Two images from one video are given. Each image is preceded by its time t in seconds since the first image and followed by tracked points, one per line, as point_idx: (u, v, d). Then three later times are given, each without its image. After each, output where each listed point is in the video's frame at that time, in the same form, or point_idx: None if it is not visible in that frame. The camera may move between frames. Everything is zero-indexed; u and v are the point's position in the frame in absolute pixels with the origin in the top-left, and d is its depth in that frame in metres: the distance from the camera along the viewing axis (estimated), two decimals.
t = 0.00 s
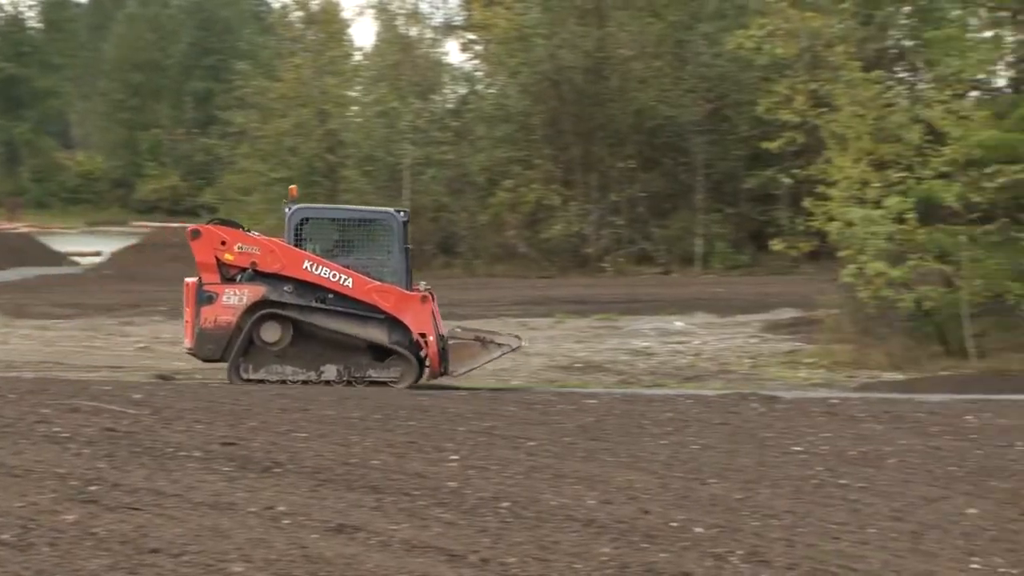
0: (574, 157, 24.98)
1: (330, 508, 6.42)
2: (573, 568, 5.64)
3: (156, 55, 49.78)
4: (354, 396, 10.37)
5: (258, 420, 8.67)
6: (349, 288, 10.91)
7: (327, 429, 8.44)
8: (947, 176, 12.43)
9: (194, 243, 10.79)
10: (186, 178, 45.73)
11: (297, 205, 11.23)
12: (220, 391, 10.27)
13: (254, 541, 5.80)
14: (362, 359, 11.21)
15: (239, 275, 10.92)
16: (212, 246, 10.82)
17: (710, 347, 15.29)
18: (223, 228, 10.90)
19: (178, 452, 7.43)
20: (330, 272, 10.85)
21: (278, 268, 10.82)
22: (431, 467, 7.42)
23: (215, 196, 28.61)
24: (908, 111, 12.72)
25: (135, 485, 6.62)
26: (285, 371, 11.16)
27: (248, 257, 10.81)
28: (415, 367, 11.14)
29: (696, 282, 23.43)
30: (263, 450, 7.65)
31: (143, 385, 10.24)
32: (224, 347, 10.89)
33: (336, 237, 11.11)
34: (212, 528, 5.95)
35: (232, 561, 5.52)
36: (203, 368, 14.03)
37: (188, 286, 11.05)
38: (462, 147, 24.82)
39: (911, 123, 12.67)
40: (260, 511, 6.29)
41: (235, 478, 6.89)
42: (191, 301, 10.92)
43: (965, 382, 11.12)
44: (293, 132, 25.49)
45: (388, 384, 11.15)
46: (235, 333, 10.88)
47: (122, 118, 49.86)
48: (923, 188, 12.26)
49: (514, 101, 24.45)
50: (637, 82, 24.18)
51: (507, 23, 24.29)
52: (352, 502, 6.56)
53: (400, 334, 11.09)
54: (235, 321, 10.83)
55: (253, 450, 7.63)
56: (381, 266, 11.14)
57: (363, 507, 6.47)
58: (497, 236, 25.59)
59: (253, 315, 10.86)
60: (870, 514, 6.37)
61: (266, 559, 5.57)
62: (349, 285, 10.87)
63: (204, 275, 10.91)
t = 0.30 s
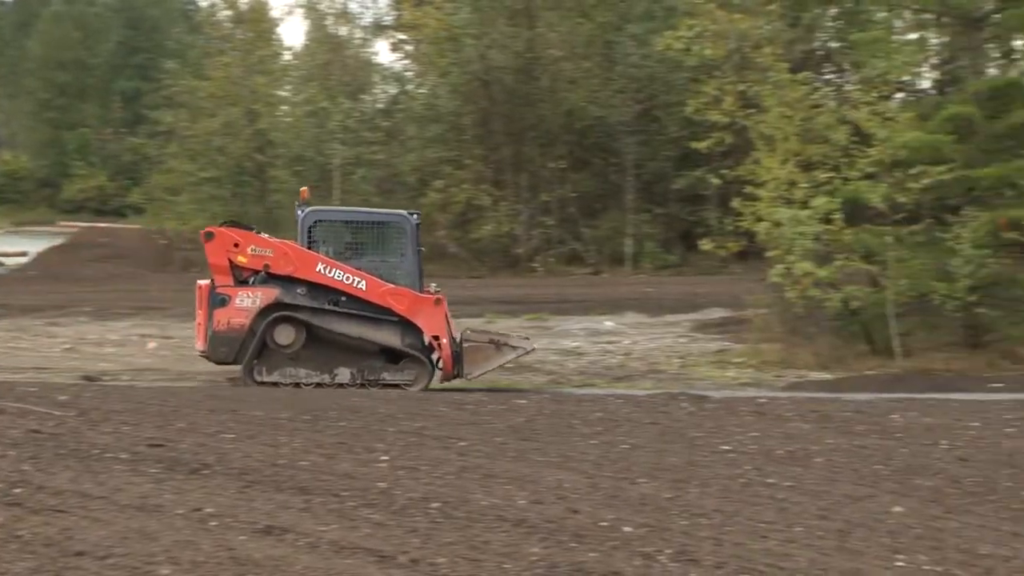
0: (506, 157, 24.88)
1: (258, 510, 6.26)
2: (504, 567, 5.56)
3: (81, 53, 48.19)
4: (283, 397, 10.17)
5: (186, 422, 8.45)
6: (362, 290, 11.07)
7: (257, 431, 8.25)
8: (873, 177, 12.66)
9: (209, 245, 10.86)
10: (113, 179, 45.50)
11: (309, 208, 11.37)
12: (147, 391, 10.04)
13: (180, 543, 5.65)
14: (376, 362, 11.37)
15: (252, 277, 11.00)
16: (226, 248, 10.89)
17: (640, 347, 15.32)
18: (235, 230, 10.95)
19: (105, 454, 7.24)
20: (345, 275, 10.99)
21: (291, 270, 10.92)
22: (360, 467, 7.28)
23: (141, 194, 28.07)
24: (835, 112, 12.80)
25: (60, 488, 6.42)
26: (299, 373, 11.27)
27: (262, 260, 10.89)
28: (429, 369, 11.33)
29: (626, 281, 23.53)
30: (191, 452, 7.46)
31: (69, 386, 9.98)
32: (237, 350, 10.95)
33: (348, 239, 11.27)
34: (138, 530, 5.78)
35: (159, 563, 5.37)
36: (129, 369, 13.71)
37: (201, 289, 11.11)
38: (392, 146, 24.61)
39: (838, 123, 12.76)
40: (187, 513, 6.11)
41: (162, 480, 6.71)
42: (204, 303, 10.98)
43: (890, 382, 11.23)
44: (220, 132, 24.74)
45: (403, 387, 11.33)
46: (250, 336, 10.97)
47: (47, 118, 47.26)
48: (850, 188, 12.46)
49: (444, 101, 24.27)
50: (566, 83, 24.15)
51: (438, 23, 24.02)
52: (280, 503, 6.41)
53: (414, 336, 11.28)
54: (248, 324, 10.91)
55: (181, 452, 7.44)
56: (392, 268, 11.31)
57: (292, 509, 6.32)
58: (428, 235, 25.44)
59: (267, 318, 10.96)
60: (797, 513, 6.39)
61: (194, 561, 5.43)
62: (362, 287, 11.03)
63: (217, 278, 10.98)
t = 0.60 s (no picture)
0: (424, 159, 24.85)
1: (174, 513, 6.11)
2: (423, 570, 5.45)
3: None
4: (199, 400, 9.91)
5: (100, 425, 8.23)
6: (364, 293, 10.83)
7: (174, 433, 8.05)
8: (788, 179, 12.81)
9: (208, 249, 10.60)
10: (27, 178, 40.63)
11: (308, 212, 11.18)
12: (60, 394, 9.74)
13: (94, 547, 5.51)
14: (378, 365, 11.13)
15: (253, 281, 10.74)
16: (227, 252, 10.63)
17: (559, 347, 15.39)
18: (236, 234, 10.70)
19: (15, 458, 7.06)
20: (346, 278, 10.76)
21: (293, 274, 10.66)
22: (278, 470, 7.11)
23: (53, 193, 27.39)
24: (752, 114, 12.81)
25: None
26: (300, 378, 10.99)
27: (263, 263, 10.65)
28: (432, 372, 11.12)
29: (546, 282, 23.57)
30: (105, 455, 7.29)
31: None
32: (240, 354, 10.67)
33: (348, 242, 11.08)
34: (50, 535, 5.63)
35: (71, 568, 5.23)
36: (41, 372, 13.29)
37: (202, 294, 10.84)
38: (310, 148, 24.11)
39: (754, 126, 12.77)
40: (101, 517, 5.98)
41: (75, 484, 6.54)
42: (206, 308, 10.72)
43: (806, 383, 11.38)
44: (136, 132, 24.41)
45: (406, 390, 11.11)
46: (252, 340, 10.69)
47: None
48: (766, 190, 12.65)
49: (363, 102, 24.09)
50: (485, 85, 24.07)
51: (356, 23, 23.73)
52: (196, 506, 6.25)
53: (415, 340, 11.08)
54: (250, 328, 10.63)
55: (95, 455, 7.26)
56: (393, 271, 11.13)
57: (209, 512, 6.16)
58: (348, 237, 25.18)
59: (269, 322, 10.69)
60: (713, 513, 6.39)
61: (107, 566, 5.28)
62: (364, 290, 10.79)
63: (217, 282, 10.72)
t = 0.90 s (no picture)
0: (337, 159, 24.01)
1: (80, 517, 5.94)
2: (333, 573, 5.30)
3: None
4: (106, 402, 9.61)
5: (4, 429, 7.99)
6: (358, 295, 10.62)
7: (79, 437, 7.80)
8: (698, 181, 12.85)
9: (202, 253, 10.43)
10: None
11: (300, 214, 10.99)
12: None
13: None
14: (373, 366, 10.91)
15: (247, 284, 10.56)
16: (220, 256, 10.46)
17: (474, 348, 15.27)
18: (229, 238, 10.54)
19: None
20: (340, 280, 10.55)
21: (286, 277, 10.47)
22: (186, 473, 6.92)
23: None
24: (662, 116, 12.98)
25: None
26: (296, 380, 10.81)
27: (256, 267, 10.47)
28: (427, 373, 10.90)
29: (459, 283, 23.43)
30: (8, 459, 7.09)
31: None
32: (234, 358, 10.50)
33: (340, 244, 10.90)
34: None
35: None
36: None
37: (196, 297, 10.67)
38: (221, 148, 24.11)
39: (665, 128, 12.90)
40: (4, 522, 5.82)
41: None
42: (200, 311, 10.55)
43: (716, 383, 11.49)
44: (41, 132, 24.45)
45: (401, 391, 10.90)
46: (246, 343, 10.51)
47: None
48: (676, 192, 12.68)
49: (273, 104, 23.23)
50: (397, 86, 23.48)
51: (265, 23, 22.64)
52: (103, 510, 6.08)
53: (408, 340, 10.87)
54: (244, 332, 10.45)
55: None
56: (386, 273, 10.94)
57: (117, 516, 6.00)
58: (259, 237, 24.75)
59: (263, 325, 10.51)
60: (624, 514, 6.36)
61: (9, 572, 5.12)
62: (358, 292, 10.57)
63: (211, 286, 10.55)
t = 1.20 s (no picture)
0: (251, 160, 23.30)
1: None
2: None
3: None
4: (12, 407, 9.23)
5: None
6: (357, 299, 10.38)
7: None
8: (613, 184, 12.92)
9: (200, 256, 10.12)
10: None
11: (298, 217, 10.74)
12: None
13: None
14: (372, 370, 10.64)
15: (245, 287, 10.28)
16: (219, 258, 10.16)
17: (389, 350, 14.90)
18: (229, 239, 10.25)
19: None
20: (339, 283, 10.30)
21: (285, 280, 10.20)
22: (97, 477, 6.71)
23: None
24: (577, 119, 13.06)
25: None
26: (295, 384, 10.53)
27: (255, 270, 10.18)
28: (426, 377, 10.63)
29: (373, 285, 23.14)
30: None
31: None
32: (233, 361, 10.22)
33: (338, 248, 10.64)
34: None
35: None
36: None
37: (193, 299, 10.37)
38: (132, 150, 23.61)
39: (579, 130, 12.97)
40: None
41: None
42: (197, 314, 10.23)
43: (629, 385, 11.51)
44: None
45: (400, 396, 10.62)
46: (246, 347, 10.23)
47: None
48: (592, 194, 12.71)
49: (186, 104, 22.66)
50: (310, 88, 22.68)
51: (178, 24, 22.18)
52: (11, 516, 5.90)
53: (406, 345, 10.61)
54: (243, 335, 10.17)
55: None
56: (385, 277, 10.70)
57: (24, 522, 5.82)
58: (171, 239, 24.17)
59: (262, 328, 10.23)
60: (539, 515, 6.30)
61: None
62: (356, 295, 10.33)
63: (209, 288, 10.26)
